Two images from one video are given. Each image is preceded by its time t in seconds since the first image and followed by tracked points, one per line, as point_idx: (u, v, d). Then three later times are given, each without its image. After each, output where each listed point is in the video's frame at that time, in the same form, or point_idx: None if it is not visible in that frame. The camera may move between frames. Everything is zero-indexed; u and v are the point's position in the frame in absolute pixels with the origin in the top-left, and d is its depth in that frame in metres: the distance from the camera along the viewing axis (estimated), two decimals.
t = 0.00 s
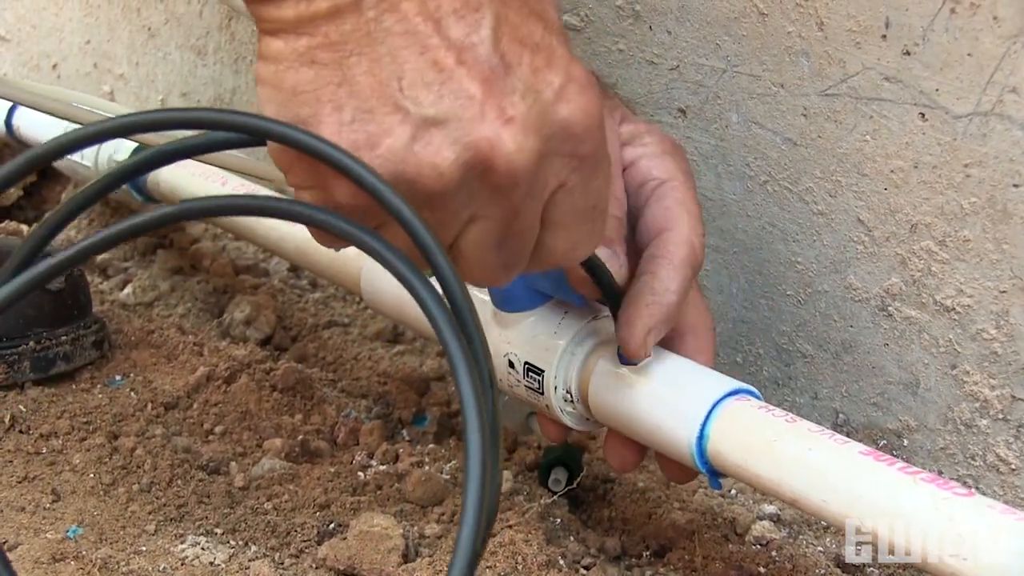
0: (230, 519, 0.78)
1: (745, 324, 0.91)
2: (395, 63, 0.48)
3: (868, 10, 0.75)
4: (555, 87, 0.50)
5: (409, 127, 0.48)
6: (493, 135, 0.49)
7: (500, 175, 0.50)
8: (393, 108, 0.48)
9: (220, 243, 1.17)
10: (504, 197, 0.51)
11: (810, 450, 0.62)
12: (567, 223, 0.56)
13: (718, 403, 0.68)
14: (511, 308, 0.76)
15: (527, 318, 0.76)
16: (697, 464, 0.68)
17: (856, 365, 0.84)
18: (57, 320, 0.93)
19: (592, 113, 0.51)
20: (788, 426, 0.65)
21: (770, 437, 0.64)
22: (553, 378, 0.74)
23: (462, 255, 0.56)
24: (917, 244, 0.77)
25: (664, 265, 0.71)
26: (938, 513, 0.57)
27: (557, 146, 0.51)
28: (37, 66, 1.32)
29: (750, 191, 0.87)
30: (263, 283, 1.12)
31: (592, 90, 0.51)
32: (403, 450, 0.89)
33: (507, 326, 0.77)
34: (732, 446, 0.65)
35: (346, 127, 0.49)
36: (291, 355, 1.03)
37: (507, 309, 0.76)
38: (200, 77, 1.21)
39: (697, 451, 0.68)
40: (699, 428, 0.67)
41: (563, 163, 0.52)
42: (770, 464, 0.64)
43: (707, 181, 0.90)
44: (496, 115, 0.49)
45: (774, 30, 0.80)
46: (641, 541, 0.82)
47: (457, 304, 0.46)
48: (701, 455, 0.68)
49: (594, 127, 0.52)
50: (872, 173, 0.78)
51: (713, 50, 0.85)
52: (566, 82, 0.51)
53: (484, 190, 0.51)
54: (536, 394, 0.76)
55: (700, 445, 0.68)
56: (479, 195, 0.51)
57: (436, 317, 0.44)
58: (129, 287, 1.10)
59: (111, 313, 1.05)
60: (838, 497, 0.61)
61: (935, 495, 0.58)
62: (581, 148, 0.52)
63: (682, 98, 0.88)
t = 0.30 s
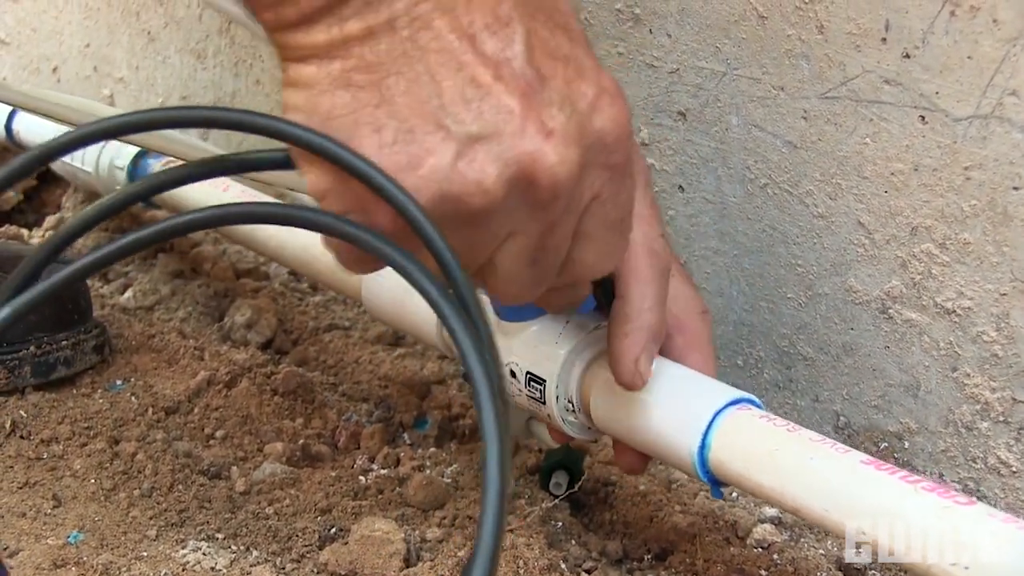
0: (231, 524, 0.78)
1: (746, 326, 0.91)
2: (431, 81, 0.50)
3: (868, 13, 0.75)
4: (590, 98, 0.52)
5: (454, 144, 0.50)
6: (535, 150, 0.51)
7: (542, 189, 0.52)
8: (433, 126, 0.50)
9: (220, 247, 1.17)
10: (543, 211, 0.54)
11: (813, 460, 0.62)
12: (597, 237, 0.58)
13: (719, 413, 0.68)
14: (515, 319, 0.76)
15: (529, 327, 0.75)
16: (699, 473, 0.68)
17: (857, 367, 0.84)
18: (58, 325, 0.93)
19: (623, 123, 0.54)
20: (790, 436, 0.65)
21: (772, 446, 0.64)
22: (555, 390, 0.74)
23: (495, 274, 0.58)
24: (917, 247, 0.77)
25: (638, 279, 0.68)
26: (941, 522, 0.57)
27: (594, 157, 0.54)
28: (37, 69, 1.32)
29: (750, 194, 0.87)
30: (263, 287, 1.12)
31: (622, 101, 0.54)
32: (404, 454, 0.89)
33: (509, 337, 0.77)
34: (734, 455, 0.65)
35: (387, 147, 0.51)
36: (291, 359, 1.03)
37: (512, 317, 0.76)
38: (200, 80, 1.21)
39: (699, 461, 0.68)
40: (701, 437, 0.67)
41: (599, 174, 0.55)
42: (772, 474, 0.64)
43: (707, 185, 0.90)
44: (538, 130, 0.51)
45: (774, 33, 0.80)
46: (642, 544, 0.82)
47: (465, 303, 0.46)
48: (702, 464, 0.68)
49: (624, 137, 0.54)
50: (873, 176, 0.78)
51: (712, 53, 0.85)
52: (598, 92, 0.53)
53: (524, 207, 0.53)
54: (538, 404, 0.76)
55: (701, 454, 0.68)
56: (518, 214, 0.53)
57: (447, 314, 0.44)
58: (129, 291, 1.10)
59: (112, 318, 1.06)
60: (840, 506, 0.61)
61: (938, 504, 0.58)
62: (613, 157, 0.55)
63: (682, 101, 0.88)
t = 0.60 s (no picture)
0: (233, 526, 0.78)
1: (747, 328, 0.92)
2: (437, 85, 0.51)
3: (869, 15, 0.75)
4: (589, 98, 0.54)
5: (460, 146, 0.52)
6: (541, 149, 0.53)
7: (546, 185, 0.54)
8: (442, 130, 0.52)
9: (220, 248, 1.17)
10: (548, 203, 0.56)
11: (814, 469, 0.62)
12: (596, 228, 0.61)
13: (722, 422, 0.68)
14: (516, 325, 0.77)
15: (530, 335, 0.76)
16: (701, 482, 0.68)
17: (858, 369, 0.84)
18: (59, 327, 0.93)
19: (622, 121, 0.56)
20: (792, 444, 0.64)
21: (773, 456, 0.64)
22: (556, 398, 0.74)
23: (500, 269, 0.60)
24: (918, 249, 0.77)
25: (638, 318, 0.71)
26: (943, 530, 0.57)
27: (594, 151, 0.56)
28: (37, 71, 1.32)
29: (750, 196, 0.87)
30: (264, 289, 1.12)
31: (621, 99, 0.56)
32: (405, 456, 0.89)
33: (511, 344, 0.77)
34: (736, 464, 0.65)
35: (397, 152, 0.52)
36: (292, 360, 1.03)
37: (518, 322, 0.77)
38: (199, 82, 1.21)
39: (702, 469, 0.68)
40: (704, 446, 0.67)
41: (598, 170, 0.57)
42: (774, 483, 0.64)
43: (708, 187, 0.90)
44: (540, 129, 0.53)
45: (774, 35, 0.80)
46: (643, 546, 0.82)
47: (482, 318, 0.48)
48: (704, 474, 0.68)
49: (622, 135, 0.56)
50: (874, 178, 0.78)
51: (712, 55, 0.85)
52: (597, 92, 0.55)
53: (529, 201, 0.55)
54: (538, 412, 0.76)
55: (703, 463, 0.67)
56: (522, 208, 0.56)
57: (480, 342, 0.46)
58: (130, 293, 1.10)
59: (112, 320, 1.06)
60: (842, 515, 0.61)
61: (940, 513, 0.58)
62: (613, 154, 0.57)
63: (682, 103, 0.88)
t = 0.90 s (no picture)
0: (234, 528, 0.78)
1: (747, 327, 0.92)
2: (453, 88, 0.53)
3: (869, 14, 0.74)
4: (603, 95, 0.56)
5: (480, 147, 0.53)
6: (559, 149, 0.54)
7: (566, 185, 0.55)
8: (460, 132, 0.53)
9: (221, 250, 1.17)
10: (567, 204, 0.57)
11: (815, 467, 0.62)
12: (609, 229, 0.62)
13: (723, 419, 0.68)
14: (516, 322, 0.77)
15: (531, 333, 0.76)
16: (701, 479, 0.69)
17: (859, 369, 0.84)
18: (59, 328, 0.93)
19: (635, 114, 0.57)
20: (793, 442, 0.65)
21: (773, 454, 0.64)
22: (557, 395, 0.74)
23: (517, 269, 0.61)
24: (919, 248, 0.77)
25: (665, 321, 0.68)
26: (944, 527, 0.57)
27: (609, 150, 0.57)
28: (37, 73, 1.32)
29: (751, 195, 0.87)
30: (264, 290, 1.12)
31: (632, 94, 0.57)
32: (406, 456, 0.89)
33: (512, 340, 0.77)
34: (737, 462, 0.66)
35: (416, 154, 0.53)
36: (293, 361, 1.03)
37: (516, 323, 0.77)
38: (199, 83, 1.21)
39: (702, 466, 0.68)
40: (704, 443, 0.68)
41: (614, 169, 0.58)
42: (775, 481, 0.64)
43: (709, 186, 0.90)
44: (560, 129, 0.54)
45: (774, 35, 0.80)
46: (644, 546, 0.82)
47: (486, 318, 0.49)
48: (705, 472, 0.68)
49: (636, 128, 0.57)
50: (874, 177, 0.78)
51: (713, 55, 0.85)
52: (610, 89, 0.56)
53: (548, 201, 0.57)
54: (539, 410, 0.76)
55: (704, 460, 0.68)
56: (541, 210, 0.57)
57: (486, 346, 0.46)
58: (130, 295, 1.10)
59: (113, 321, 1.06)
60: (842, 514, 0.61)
61: (940, 510, 0.58)
62: (626, 150, 0.58)
63: (683, 103, 0.88)
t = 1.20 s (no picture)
0: (234, 527, 0.78)
1: (749, 329, 0.91)
2: (503, 115, 0.52)
3: (872, 16, 0.74)
4: (652, 123, 0.56)
5: (533, 177, 0.52)
6: (611, 179, 0.53)
7: (619, 215, 0.54)
8: (510, 161, 0.52)
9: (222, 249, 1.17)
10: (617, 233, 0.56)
11: (815, 470, 0.62)
12: (654, 260, 0.60)
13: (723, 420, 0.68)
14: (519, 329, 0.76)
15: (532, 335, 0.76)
16: (702, 481, 0.69)
17: (860, 371, 0.84)
18: (61, 327, 0.94)
19: (681, 144, 0.57)
20: (793, 446, 0.65)
21: (773, 457, 0.64)
22: (558, 398, 0.74)
23: (565, 300, 0.59)
24: (921, 250, 0.77)
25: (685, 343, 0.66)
26: (944, 530, 0.57)
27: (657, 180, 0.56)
28: (39, 71, 1.32)
29: (753, 197, 0.87)
30: (266, 289, 1.12)
31: (676, 125, 0.57)
32: (407, 456, 0.89)
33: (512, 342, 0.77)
34: (737, 464, 0.66)
35: (466, 188, 0.51)
36: (293, 361, 1.03)
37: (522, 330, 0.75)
38: (201, 82, 1.21)
39: (703, 468, 0.68)
40: (705, 444, 0.68)
41: (662, 201, 0.57)
42: (775, 484, 0.64)
43: (710, 187, 0.90)
44: (612, 160, 0.53)
45: (777, 36, 0.80)
46: (645, 547, 0.82)
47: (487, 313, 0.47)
48: (705, 473, 0.68)
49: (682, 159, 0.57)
50: (876, 179, 0.78)
51: (715, 56, 0.85)
52: (657, 118, 0.56)
53: (600, 233, 0.55)
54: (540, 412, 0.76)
55: (704, 461, 0.68)
56: (592, 244, 0.56)
57: (497, 353, 0.44)
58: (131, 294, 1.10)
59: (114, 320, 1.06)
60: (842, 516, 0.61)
61: (941, 514, 0.58)
62: (673, 180, 0.57)
63: (685, 104, 0.88)
